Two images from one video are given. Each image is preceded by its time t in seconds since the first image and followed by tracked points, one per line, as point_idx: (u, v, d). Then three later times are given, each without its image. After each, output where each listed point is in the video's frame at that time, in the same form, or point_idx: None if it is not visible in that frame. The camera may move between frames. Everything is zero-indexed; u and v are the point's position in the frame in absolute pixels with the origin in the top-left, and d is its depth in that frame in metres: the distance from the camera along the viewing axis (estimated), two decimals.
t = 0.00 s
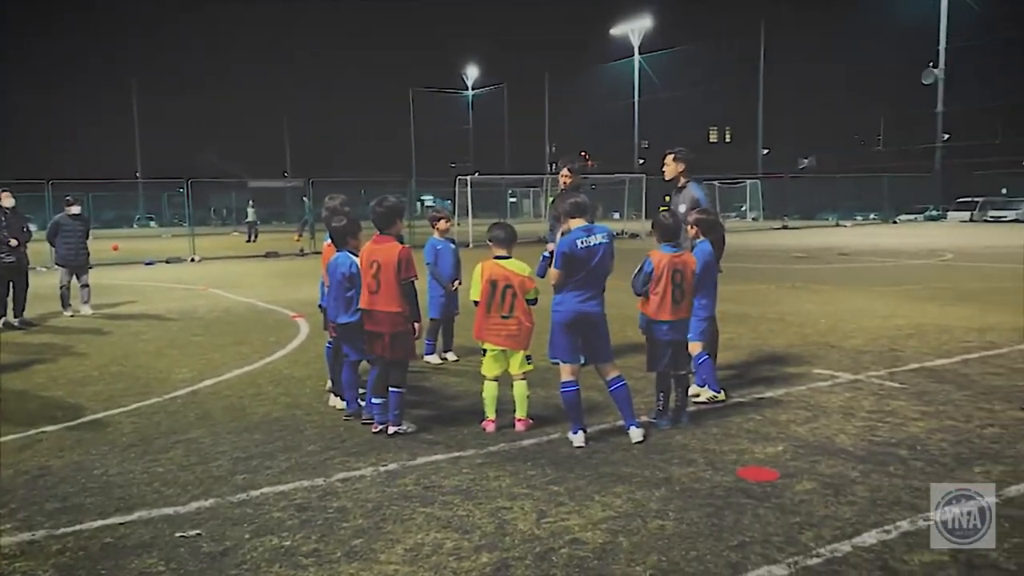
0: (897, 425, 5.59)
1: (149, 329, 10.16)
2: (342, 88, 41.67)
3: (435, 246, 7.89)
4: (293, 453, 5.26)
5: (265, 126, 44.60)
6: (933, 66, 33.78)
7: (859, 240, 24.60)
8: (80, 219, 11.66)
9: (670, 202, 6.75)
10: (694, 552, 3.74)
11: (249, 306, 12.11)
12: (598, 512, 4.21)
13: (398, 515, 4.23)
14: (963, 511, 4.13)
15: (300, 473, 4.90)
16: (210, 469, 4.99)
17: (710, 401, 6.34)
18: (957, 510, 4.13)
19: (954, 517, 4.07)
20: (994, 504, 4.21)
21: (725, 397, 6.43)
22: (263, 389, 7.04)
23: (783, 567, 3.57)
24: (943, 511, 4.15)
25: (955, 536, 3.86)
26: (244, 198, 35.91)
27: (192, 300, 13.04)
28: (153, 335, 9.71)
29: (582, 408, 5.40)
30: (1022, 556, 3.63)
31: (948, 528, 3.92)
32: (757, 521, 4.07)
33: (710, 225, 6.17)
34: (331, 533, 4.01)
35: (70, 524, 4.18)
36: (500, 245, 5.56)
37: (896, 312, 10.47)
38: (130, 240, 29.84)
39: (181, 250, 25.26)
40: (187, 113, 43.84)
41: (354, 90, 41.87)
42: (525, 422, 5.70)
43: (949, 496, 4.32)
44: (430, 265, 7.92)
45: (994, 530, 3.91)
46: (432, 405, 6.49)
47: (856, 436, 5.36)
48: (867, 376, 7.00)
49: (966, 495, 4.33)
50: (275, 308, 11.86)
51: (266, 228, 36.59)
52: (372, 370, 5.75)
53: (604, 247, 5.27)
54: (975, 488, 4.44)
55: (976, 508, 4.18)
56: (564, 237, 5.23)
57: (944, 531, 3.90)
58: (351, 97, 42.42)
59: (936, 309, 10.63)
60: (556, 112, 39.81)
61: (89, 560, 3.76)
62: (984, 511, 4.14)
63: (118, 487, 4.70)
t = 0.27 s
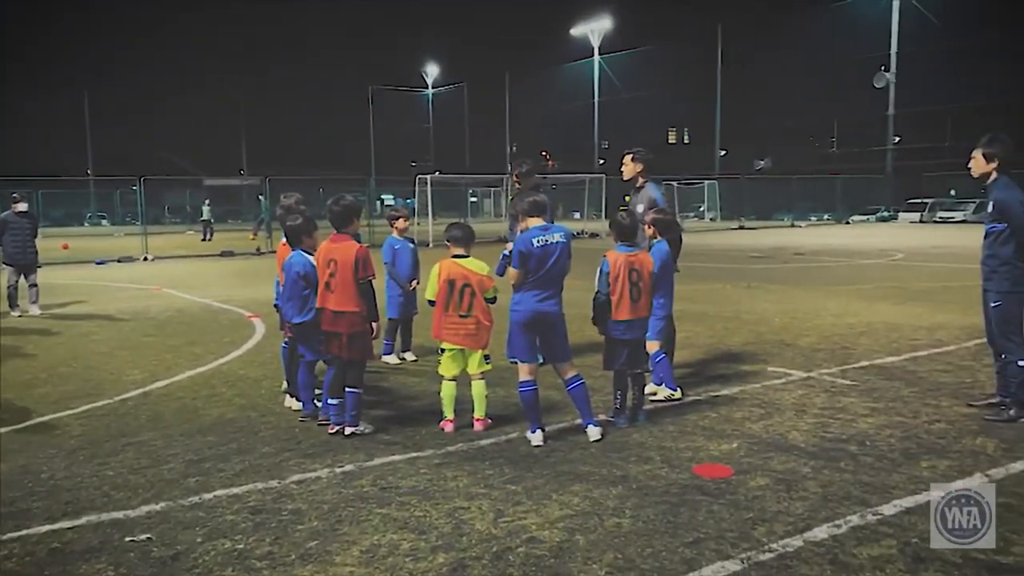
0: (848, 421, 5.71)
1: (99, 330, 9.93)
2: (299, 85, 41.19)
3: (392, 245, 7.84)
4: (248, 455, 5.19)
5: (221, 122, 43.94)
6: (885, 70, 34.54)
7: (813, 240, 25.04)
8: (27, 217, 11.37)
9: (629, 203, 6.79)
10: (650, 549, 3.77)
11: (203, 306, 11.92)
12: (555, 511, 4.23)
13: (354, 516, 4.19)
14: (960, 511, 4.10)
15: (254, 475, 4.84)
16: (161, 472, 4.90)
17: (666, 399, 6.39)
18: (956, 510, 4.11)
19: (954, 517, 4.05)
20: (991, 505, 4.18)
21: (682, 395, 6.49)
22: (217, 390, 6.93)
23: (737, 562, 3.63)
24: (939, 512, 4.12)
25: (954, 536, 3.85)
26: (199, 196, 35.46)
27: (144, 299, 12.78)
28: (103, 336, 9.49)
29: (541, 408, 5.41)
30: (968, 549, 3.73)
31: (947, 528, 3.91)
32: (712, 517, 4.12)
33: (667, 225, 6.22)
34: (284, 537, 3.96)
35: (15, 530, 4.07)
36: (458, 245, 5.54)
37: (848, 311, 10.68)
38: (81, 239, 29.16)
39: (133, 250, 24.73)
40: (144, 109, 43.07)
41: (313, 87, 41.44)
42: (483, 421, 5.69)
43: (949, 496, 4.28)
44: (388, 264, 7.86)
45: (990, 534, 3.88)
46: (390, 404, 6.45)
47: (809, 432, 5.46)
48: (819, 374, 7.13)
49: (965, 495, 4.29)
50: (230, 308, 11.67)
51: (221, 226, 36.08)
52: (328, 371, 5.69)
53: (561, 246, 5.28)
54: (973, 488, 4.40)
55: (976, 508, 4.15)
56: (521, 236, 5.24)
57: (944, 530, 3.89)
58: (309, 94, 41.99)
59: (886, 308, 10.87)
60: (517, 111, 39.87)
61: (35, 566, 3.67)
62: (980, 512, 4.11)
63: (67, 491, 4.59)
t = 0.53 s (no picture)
0: (807, 418, 5.79)
1: (55, 329, 9.74)
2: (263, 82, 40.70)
3: (356, 244, 7.79)
4: (207, 456, 5.12)
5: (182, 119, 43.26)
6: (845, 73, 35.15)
7: (776, 239, 25.39)
8: None
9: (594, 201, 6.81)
10: (612, 546, 3.79)
11: (163, 305, 11.74)
12: (518, 509, 4.23)
13: (315, 517, 4.16)
14: (962, 511, 4.08)
15: (213, 476, 4.77)
16: (118, 474, 4.82)
17: (630, 397, 6.42)
18: (956, 510, 4.09)
19: (954, 517, 4.04)
20: (992, 505, 4.16)
21: (645, 393, 6.53)
22: (176, 390, 6.83)
23: (698, 558, 3.66)
24: (940, 511, 4.11)
25: (953, 536, 3.84)
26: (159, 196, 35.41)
27: (102, 299, 12.56)
28: (59, 336, 9.31)
29: (504, 407, 5.41)
30: (922, 541, 3.80)
31: (948, 528, 3.91)
32: (673, 514, 4.15)
33: (630, 224, 6.24)
34: (244, 538, 3.91)
35: None
36: (421, 243, 5.52)
37: (807, 309, 10.84)
38: (37, 237, 28.55)
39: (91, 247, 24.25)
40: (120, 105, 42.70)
41: (277, 84, 40.98)
42: (446, 421, 5.68)
43: (948, 494, 4.28)
44: (351, 263, 7.80)
45: (991, 536, 3.87)
46: (353, 404, 6.40)
47: (769, 429, 5.53)
48: (779, 371, 7.23)
49: (965, 493, 4.27)
50: (191, 307, 11.51)
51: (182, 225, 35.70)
52: (290, 370, 5.63)
53: (524, 244, 5.29)
54: (976, 487, 4.38)
55: (976, 508, 4.13)
56: (484, 234, 5.23)
57: (944, 532, 3.88)
58: (273, 91, 41.51)
59: (845, 306, 11.05)
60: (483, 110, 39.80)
61: None
62: (984, 513, 4.08)
63: (20, 494, 4.49)
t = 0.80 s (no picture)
0: (775, 415, 5.85)
1: (18, 329, 9.55)
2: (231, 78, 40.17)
3: (326, 242, 7.73)
4: (174, 457, 5.05)
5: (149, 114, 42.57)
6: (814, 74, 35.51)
7: (746, 238, 25.59)
8: None
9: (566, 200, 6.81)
10: (583, 544, 3.80)
11: (129, 304, 11.56)
12: (489, 508, 4.22)
13: (284, 517, 4.12)
14: (962, 511, 4.10)
15: (180, 477, 4.71)
16: (83, 476, 4.74)
17: (601, 395, 6.44)
18: (956, 510, 4.11)
19: (953, 517, 4.05)
20: (992, 505, 4.19)
21: (617, 391, 6.56)
22: (143, 390, 6.73)
23: (668, 555, 3.68)
24: (939, 510, 4.13)
25: (955, 537, 3.85)
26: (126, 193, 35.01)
27: (67, 297, 12.35)
28: (22, 335, 9.13)
29: (476, 405, 5.39)
30: (889, 536, 3.85)
31: (948, 528, 3.92)
32: (644, 511, 4.17)
33: (601, 223, 6.22)
34: (212, 540, 3.86)
35: None
36: (392, 242, 5.48)
37: (776, 307, 10.96)
38: None
39: (55, 246, 23.81)
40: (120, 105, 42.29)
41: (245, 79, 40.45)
42: (418, 420, 5.65)
43: (949, 493, 4.31)
44: (321, 261, 7.74)
45: (991, 535, 3.89)
46: (323, 404, 6.35)
47: (738, 426, 5.58)
48: (748, 369, 7.29)
49: (966, 494, 4.30)
50: (158, 306, 11.36)
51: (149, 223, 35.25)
52: (260, 370, 5.57)
53: (496, 241, 5.29)
54: (976, 487, 4.41)
55: (976, 508, 4.16)
56: (456, 231, 5.22)
57: (945, 532, 3.89)
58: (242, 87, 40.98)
59: (813, 305, 11.17)
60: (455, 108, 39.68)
61: None
62: (983, 513, 4.10)
63: None
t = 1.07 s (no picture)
0: (752, 412, 5.89)
1: None
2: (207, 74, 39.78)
3: (303, 240, 7.67)
4: (149, 457, 4.99)
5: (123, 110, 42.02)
6: (791, 73, 35.76)
7: (724, 237, 25.72)
8: None
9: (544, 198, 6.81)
10: (562, 542, 3.80)
11: (103, 303, 11.41)
12: (468, 507, 4.21)
13: (261, 518, 4.08)
14: (961, 511, 4.09)
15: (155, 478, 4.65)
16: (55, 477, 4.66)
17: (580, 394, 6.46)
18: (955, 510, 4.11)
19: (954, 518, 4.05)
20: (992, 506, 4.19)
21: (595, 389, 6.58)
22: (117, 390, 6.64)
23: (646, 552, 3.69)
24: (939, 511, 4.13)
25: (956, 538, 3.84)
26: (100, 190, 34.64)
27: (39, 297, 12.16)
28: None
29: (455, 404, 5.38)
30: (865, 533, 3.88)
31: (948, 528, 3.92)
32: (623, 509, 4.18)
33: (580, 222, 6.21)
34: (187, 541, 3.82)
35: None
36: (370, 240, 5.44)
37: (754, 305, 11.04)
38: None
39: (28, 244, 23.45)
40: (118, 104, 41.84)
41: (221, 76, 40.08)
42: (396, 419, 5.63)
43: (949, 494, 4.30)
44: (298, 260, 7.68)
45: (991, 535, 3.89)
46: (299, 403, 6.30)
47: (716, 424, 5.61)
48: (727, 367, 7.33)
49: (966, 494, 4.30)
50: (133, 305, 11.23)
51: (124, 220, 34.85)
52: (236, 369, 5.51)
53: (475, 239, 5.28)
54: (975, 488, 4.41)
55: (976, 508, 4.15)
56: (434, 229, 5.20)
57: (946, 532, 3.88)
58: (218, 84, 40.60)
59: (790, 303, 11.26)
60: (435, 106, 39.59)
61: None
62: (982, 513, 4.10)
63: None
